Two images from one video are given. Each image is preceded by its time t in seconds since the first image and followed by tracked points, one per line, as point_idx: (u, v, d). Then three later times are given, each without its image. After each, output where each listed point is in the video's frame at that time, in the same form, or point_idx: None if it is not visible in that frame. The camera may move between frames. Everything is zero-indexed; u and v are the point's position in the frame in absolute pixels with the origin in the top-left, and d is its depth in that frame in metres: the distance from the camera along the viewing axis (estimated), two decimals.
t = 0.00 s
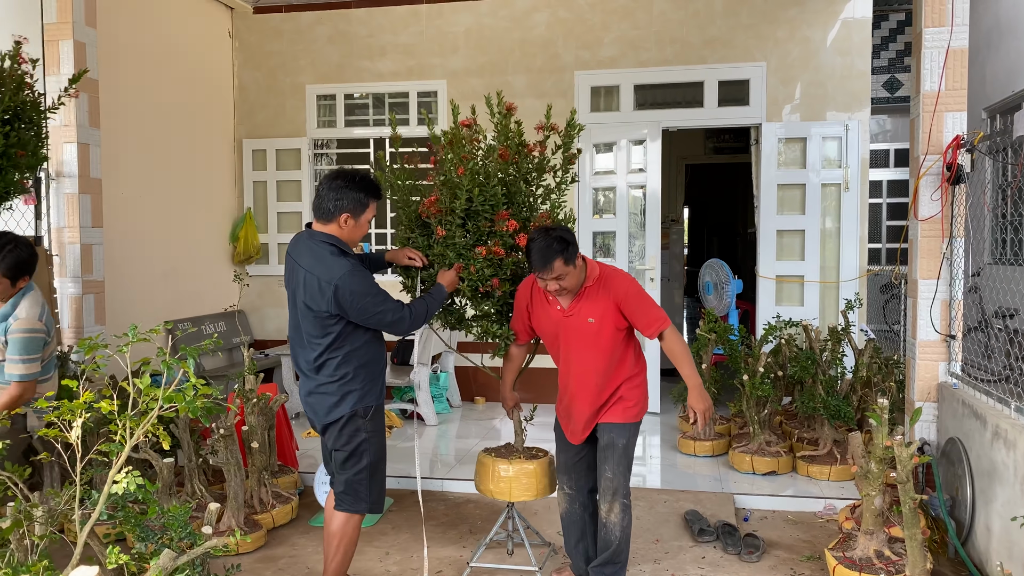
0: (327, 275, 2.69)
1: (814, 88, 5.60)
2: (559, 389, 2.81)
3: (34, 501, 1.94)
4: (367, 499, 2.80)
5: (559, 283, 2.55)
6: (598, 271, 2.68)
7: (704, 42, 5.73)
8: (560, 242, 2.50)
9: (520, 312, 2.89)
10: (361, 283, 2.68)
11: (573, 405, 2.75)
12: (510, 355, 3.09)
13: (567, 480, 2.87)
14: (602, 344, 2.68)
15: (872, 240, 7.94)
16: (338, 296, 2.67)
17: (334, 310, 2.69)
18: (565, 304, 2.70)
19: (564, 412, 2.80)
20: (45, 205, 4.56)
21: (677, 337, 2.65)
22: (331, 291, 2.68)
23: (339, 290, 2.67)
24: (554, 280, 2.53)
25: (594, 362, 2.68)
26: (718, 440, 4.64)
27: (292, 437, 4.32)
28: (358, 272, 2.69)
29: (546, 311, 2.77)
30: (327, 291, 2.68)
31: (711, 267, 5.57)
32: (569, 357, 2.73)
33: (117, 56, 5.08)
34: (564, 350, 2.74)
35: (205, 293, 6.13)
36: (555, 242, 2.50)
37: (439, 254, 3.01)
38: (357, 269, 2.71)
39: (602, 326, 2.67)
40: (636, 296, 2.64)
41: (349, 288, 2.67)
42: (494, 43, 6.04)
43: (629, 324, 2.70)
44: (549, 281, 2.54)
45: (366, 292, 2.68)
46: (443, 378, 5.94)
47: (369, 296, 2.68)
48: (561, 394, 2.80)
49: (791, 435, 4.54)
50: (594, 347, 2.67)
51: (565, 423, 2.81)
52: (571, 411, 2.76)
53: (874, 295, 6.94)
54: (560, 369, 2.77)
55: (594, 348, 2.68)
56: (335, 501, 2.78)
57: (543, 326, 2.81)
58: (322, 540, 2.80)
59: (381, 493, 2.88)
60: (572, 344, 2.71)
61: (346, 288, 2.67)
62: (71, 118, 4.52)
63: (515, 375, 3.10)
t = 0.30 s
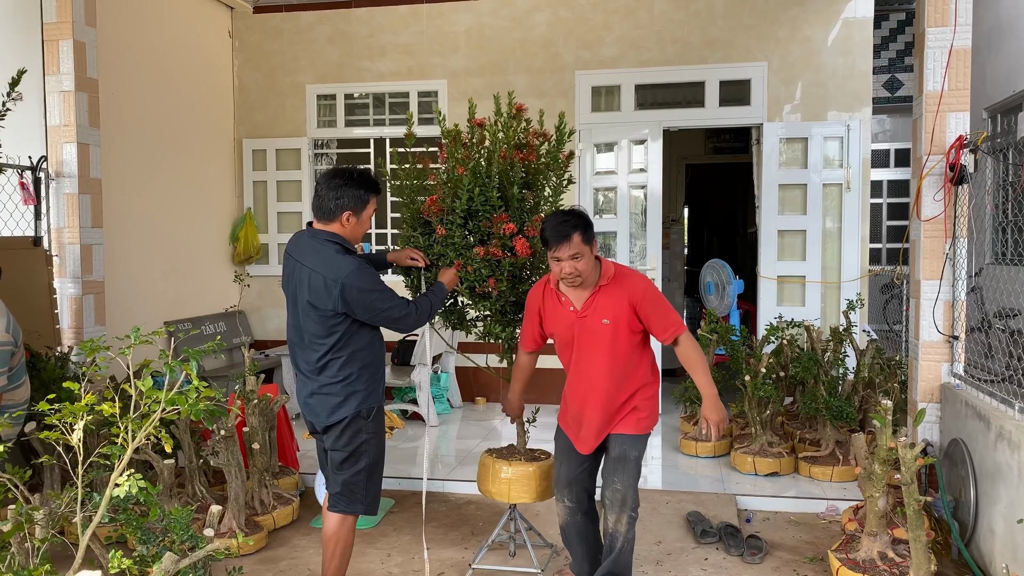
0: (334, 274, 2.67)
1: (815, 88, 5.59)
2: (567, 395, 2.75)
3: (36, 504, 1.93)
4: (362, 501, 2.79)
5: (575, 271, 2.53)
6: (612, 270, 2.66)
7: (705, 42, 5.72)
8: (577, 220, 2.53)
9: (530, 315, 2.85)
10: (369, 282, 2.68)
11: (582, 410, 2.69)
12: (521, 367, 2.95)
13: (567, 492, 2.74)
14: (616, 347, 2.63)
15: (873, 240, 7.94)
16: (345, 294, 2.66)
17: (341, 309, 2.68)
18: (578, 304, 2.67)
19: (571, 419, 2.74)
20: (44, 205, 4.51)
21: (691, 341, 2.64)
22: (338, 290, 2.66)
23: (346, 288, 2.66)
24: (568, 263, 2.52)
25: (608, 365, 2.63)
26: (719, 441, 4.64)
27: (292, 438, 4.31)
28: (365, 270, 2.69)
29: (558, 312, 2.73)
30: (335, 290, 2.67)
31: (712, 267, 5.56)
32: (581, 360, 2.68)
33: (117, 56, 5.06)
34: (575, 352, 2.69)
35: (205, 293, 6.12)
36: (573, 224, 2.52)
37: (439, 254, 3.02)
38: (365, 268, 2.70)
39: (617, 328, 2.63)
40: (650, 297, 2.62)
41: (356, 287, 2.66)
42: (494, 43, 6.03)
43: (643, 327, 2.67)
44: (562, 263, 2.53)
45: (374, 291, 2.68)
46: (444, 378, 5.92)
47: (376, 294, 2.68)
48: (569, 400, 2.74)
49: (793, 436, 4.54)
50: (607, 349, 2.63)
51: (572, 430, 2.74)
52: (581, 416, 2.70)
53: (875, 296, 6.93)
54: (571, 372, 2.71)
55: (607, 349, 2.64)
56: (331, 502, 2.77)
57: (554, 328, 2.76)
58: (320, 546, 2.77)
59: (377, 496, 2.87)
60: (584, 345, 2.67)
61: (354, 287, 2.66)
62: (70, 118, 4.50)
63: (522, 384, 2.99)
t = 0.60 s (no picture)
0: (340, 274, 2.66)
1: (818, 87, 5.59)
2: (586, 400, 2.43)
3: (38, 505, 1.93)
4: (364, 503, 2.79)
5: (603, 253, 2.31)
6: (640, 262, 2.40)
7: (707, 41, 5.71)
8: (611, 199, 2.33)
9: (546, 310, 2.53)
10: (374, 283, 2.68)
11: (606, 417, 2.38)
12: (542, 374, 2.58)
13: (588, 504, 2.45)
14: (642, 345, 2.35)
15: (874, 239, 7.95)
16: (351, 294, 2.65)
17: (346, 310, 2.67)
18: (603, 296, 2.39)
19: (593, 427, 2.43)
20: (46, 204, 4.51)
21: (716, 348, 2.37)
22: (344, 291, 2.65)
23: (352, 290, 2.65)
24: (598, 244, 2.30)
25: (632, 365, 2.35)
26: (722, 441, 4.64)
27: (295, 438, 4.30)
28: (371, 271, 2.69)
29: (579, 306, 2.43)
30: (340, 291, 2.66)
31: (715, 267, 5.55)
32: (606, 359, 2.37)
33: (118, 56, 5.05)
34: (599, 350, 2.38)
35: (206, 293, 6.10)
36: (604, 206, 2.31)
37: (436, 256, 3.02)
38: (371, 269, 2.70)
39: (645, 324, 2.35)
40: (682, 294, 2.36)
41: (363, 287, 2.66)
42: (496, 42, 6.02)
43: (666, 328, 2.41)
44: (593, 245, 2.31)
45: (380, 293, 2.68)
46: (446, 378, 5.91)
47: (382, 294, 2.69)
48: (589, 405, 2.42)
49: (796, 436, 4.53)
50: (633, 347, 2.33)
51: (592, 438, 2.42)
52: (604, 424, 2.39)
53: (877, 295, 6.93)
54: (592, 374, 2.39)
55: (635, 347, 2.35)
56: (334, 504, 2.76)
57: (573, 324, 2.45)
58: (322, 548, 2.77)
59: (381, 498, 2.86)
60: (607, 342, 2.36)
61: (360, 288, 2.65)
62: (72, 118, 4.50)
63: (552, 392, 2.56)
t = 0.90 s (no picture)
0: (334, 274, 2.67)
1: (819, 87, 5.59)
2: (619, 422, 2.21)
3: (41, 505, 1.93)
4: (362, 504, 2.78)
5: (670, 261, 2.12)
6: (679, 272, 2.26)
7: (708, 41, 5.71)
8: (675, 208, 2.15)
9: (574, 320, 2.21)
10: (367, 286, 2.69)
11: (645, 443, 2.18)
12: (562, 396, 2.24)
13: (600, 535, 2.25)
14: (681, 359, 2.20)
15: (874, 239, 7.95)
16: (342, 295, 2.66)
17: (335, 312, 2.67)
18: (643, 307, 2.19)
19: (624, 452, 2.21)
20: (47, 204, 4.49)
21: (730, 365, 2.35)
22: (335, 292, 2.66)
23: (343, 291, 2.65)
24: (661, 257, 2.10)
25: (670, 379, 2.19)
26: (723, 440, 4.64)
27: (296, 438, 4.30)
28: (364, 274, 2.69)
29: (618, 319, 2.19)
30: (331, 292, 2.67)
31: (716, 266, 5.55)
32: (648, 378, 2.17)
33: (119, 55, 5.04)
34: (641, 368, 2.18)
35: (207, 293, 6.10)
36: (671, 218, 2.12)
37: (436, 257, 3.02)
38: (365, 272, 2.71)
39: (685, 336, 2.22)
40: (715, 307, 2.28)
41: (355, 288, 2.65)
42: (497, 42, 6.02)
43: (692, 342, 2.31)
44: (656, 258, 2.11)
45: (371, 297, 2.69)
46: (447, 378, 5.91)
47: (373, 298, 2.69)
48: (623, 429, 2.20)
49: (797, 435, 4.53)
50: (676, 360, 2.19)
51: (626, 465, 2.20)
52: (641, 449, 2.19)
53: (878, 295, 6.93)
54: (629, 393, 2.19)
55: (677, 363, 2.20)
56: (332, 504, 2.76)
57: (608, 338, 2.20)
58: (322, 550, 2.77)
59: (379, 499, 2.85)
60: (648, 359, 2.17)
61: (352, 289, 2.65)
62: (72, 117, 4.49)
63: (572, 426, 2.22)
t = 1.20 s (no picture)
0: (321, 274, 2.69)
1: (818, 87, 5.59)
2: (691, 424, 2.00)
3: (41, 505, 1.93)
4: (357, 507, 2.77)
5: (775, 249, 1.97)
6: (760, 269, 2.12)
7: (708, 41, 5.71)
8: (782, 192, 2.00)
9: (657, 304, 1.97)
10: (354, 286, 2.68)
11: (716, 449, 2.00)
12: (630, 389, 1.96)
13: (636, 554, 2.09)
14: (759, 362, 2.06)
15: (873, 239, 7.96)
16: (327, 296, 2.67)
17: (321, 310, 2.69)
18: (734, 301, 2.01)
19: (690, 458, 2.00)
20: (47, 204, 4.50)
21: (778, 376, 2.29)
22: (321, 291, 2.68)
23: (329, 290, 2.66)
24: (771, 242, 1.96)
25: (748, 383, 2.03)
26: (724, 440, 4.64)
27: (296, 438, 4.30)
28: (351, 276, 2.69)
29: (707, 309, 1.98)
30: (317, 292, 2.69)
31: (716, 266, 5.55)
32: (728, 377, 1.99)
33: (119, 55, 5.04)
34: (722, 367, 1.99)
35: (206, 293, 6.09)
36: (783, 200, 1.96)
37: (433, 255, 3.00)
38: (354, 272, 2.71)
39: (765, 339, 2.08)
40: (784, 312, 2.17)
41: (340, 289, 2.65)
42: (497, 42, 6.02)
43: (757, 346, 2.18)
44: (763, 242, 1.96)
45: (356, 296, 2.68)
46: (446, 378, 5.90)
47: (359, 300, 2.68)
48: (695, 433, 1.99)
49: (797, 435, 4.54)
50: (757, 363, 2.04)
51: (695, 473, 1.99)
52: (711, 455, 2.00)
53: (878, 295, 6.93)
54: (705, 393, 1.99)
55: (752, 365, 2.05)
56: (329, 507, 2.77)
57: (690, 331, 1.98)
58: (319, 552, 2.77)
59: (376, 501, 2.85)
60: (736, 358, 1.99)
61: (338, 289, 2.66)
62: (72, 117, 4.49)
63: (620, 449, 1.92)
